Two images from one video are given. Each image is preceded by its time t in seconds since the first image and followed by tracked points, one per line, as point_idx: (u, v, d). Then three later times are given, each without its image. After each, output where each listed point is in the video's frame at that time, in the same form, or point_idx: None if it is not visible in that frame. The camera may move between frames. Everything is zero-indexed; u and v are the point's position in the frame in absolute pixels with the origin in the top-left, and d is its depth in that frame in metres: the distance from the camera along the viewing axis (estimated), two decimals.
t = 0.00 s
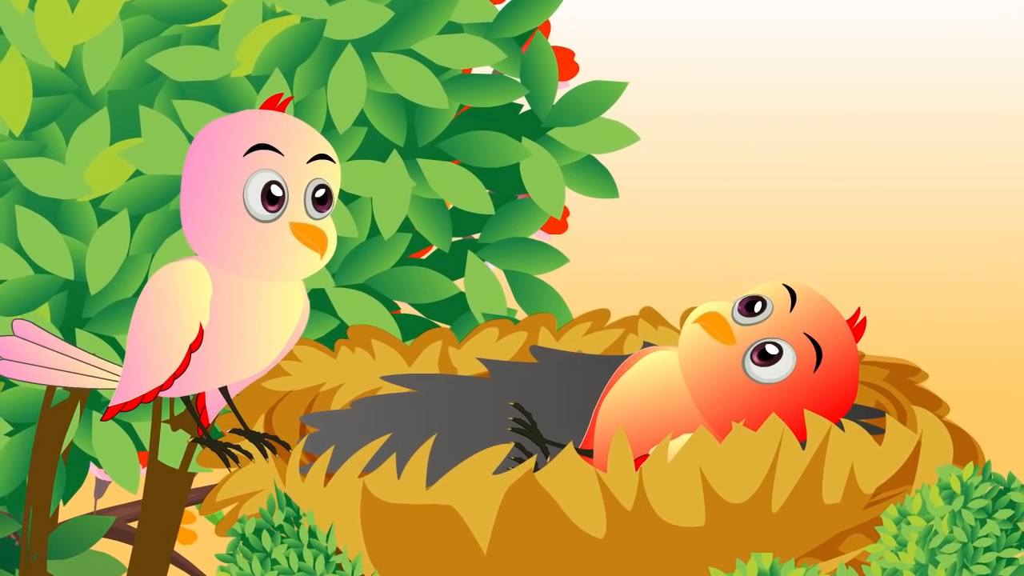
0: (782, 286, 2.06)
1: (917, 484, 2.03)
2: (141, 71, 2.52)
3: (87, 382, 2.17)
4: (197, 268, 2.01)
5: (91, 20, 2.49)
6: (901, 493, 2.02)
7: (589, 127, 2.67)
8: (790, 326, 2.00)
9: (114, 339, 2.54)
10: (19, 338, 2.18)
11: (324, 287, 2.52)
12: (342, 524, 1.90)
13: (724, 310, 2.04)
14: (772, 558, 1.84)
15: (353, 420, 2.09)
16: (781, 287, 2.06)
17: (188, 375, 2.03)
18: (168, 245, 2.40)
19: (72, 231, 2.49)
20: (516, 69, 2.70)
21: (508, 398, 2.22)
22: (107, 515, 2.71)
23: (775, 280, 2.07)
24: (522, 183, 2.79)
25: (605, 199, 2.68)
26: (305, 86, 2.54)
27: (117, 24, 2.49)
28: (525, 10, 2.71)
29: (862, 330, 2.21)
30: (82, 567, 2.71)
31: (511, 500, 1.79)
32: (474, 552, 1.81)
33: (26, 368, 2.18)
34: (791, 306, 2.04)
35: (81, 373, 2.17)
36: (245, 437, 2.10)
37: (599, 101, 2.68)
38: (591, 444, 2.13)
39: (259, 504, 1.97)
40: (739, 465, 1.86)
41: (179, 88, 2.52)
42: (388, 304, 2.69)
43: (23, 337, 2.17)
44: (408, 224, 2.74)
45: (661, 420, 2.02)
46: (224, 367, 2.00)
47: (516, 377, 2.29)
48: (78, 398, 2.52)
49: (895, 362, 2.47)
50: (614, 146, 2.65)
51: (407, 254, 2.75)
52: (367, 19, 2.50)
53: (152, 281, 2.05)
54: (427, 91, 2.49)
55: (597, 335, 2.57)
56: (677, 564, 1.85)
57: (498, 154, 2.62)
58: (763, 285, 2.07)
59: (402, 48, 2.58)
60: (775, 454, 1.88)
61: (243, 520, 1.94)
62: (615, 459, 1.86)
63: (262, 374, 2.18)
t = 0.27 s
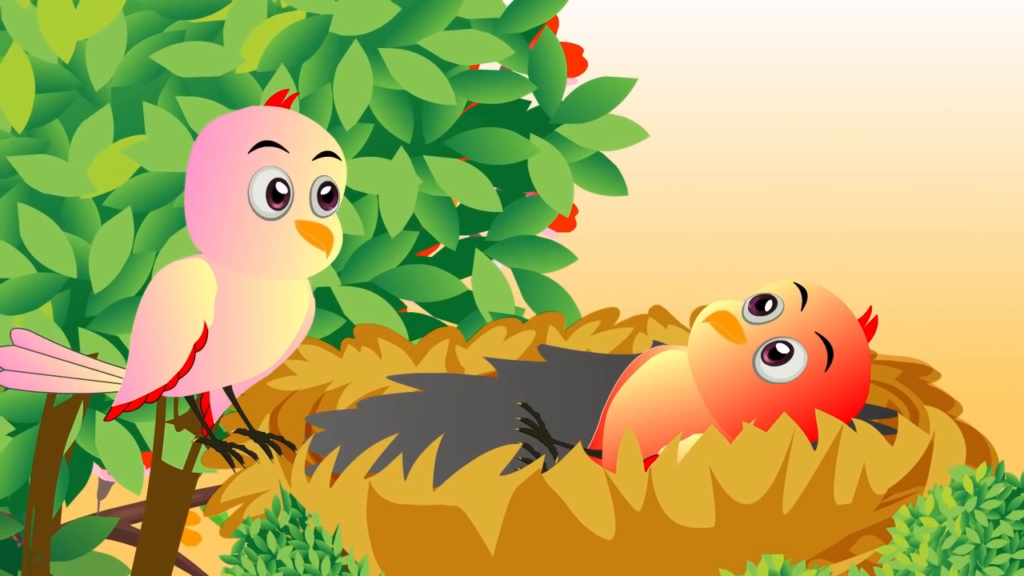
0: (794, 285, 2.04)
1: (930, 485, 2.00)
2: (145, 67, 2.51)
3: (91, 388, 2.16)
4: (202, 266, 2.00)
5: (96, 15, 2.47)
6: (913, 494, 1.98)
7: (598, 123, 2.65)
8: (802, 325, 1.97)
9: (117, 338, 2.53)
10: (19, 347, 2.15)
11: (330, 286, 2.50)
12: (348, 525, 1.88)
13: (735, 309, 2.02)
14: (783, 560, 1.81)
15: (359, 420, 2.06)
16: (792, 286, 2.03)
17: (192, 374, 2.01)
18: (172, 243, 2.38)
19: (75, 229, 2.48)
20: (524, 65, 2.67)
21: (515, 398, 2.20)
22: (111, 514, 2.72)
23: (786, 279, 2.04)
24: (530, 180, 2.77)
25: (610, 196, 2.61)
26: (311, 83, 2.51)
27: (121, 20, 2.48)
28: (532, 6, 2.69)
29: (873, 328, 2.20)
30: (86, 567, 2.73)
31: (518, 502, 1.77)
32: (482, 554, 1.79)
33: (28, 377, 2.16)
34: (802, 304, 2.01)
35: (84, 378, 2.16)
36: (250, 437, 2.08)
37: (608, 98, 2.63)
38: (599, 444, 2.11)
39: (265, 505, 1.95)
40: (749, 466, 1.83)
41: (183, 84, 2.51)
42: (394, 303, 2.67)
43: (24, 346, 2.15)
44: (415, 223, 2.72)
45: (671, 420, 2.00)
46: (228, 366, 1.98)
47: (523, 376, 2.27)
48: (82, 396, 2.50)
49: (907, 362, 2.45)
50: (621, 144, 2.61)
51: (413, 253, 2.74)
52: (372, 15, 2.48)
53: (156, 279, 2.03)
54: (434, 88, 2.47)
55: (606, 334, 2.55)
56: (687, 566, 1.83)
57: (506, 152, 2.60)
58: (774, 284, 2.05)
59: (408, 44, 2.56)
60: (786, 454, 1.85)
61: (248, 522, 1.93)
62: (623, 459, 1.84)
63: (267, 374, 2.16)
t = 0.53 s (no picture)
0: (794, 285, 2.04)
1: (931, 485, 2.00)
2: (145, 67, 2.51)
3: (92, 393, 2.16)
4: (202, 266, 2.00)
5: (96, 15, 2.47)
6: (913, 494, 1.98)
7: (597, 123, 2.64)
8: (802, 325, 1.97)
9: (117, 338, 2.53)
10: (18, 358, 2.15)
11: (331, 285, 2.50)
12: (348, 525, 1.88)
13: (735, 309, 2.02)
14: (783, 560, 1.81)
15: (359, 420, 2.07)
16: (792, 286, 2.03)
17: (192, 374, 2.01)
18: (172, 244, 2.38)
19: (75, 230, 2.48)
20: (524, 65, 2.67)
21: (515, 397, 2.20)
22: (111, 514, 2.72)
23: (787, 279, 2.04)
24: (530, 180, 2.77)
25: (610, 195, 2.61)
26: (311, 82, 2.51)
27: (121, 20, 2.48)
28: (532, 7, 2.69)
29: (873, 328, 2.20)
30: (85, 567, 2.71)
31: (519, 501, 1.77)
32: (482, 554, 1.79)
33: (30, 387, 2.15)
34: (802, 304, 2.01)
35: (85, 385, 2.15)
36: (250, 437, 2.08)
37: (609, 99, 2.63)
38: (599, 444, 2.11)
39: (265, 505, 1.95)
40: (750, 466, 1.83)
41: (183, 84, 2.51)
42: (394, 303, 2.67)
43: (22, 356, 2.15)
44: (415, 223, 2.72)
45: (671, 420, 1.99)
46: (228, 366, 1.98)
47: (524, 376, 2.27)
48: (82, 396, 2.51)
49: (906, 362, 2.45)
50: (621, 144, 2.61)
51: (414, 253, 2.74)
52: (372, 15, 2.48)
53: (156, 278, 2.03)
54: (433, 87, 2.47)
55: (605, 334, 2.54)
56: (687, 566, 1.83)
57: (506, 152, 2.60)
58: (774, 284, 2.05)
59: (408, 44, 2.56)
60: (787, 454, 1.85)
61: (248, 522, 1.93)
62: (623, 459, 1.84)
63: (267, 374, 2.16)
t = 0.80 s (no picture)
0: (794, 285, 2.04)
1: (931, 485, 2.00)
2: (145, 67, 2.51)
3: (91, 384, 2.16)
4: (202, 266, 2.00)
5: (96, 15, 2.47)
6: (913, 494, 1.98)
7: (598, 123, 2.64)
8: (802, 325, 1.97)
9: (117, 338, 2.53)
10: (20, 342, 2.15)
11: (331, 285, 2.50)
12: (348, 525, 1.88)
13: (735, 309, 2.02)
14: (783, 560, 1.81)
15: (359, 420, 2.07)
16: (792, 286, 2.03)
17: (192, 374, 2.01)
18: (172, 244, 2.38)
19: (76, 230, 2.48)
20: (524, 65, 2.67)
21: (515, 397, 2.20)
22: (111, 514, 2.72)
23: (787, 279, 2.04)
24: (530, 180, 2.78)
25: (611, 195, 2.62)
26: (311, 82, 2.51)
27: (121, 19, 2.48)
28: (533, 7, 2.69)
29: (873, 328, 2.20)
30: (83, 568, 2.72)
31: (519, 501, 1.77)
32: (482, 554, 1.79)
33: (28, 372, 2.16)
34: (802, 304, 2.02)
35: (86, 376, 2.16)
36: (250, 437, 2.08)
37: (609, 99, 2.63)
38: (599, 443, 2.11)
39: (265, 504, 1.95)
40: (750, 466, 1.83)
41: (183, 84, 2.51)
42: (394, 302, 2.67)
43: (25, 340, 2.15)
44: (415, 223, 2.72)
45: (671, 421, 1.99)
46: (228, 367, 1.98)
47: (524, 376, 2.27)
48: (82, 396, 2.51)
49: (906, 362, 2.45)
50: (621, 144, 2.61)
51: (414, 253, 2.74)
52: (372, 15, 2.48)
53: (156, 278, 2.03)
54: (434, 87, 2.47)
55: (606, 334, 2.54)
56: (687, 566, 1.83)
57: (506, 152, 2.60)
58: (774, 284, 2.05)
59: (408, 44, 2.56)
60: (787, 454, 1.85)
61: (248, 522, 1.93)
62: (623, 459, 1.84)
63: (267, 374, 2.16)
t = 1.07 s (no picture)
0: (794, 285, 2.04)
1: (931, 485, 2.00)
2: (145, 67, 2.51)
3: (93, 376, 2.16)
4: (202, 266, 2.00)
5: (96, 15, 2.46)
6: (913, 494, 1.98)
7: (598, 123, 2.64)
8: (802, 326, 1.97)
9: (116, 338, 2.53)
10: (27, 328, 2.15)
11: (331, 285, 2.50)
12: (349, 525, 1.88)
13: (734, 309, 2.02)
14: (784, 560, 1.81)
15: (359, 421, 2.07)
16: (792, 286, 2.03)
17: (192, 374, 2.01)
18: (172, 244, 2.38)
19: (76, 230, 2.48)
20: (524, 65, 2.67)
21: (514, 397, 2.20)
22: (111, 514, 2.72)
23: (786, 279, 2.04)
24: (530, 180, 2.78)
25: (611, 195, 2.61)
26: (311, 82, 2.51)
27: (121, 19, 2.48)
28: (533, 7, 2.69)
29: (873, 328, 2.20)
30: (82, 568, 2.71)
31: (519, 501, 1.77)
32: (482, 554, 1.79)
33: (32, 358, 2.17)
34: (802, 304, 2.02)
35: (88, 369, 2.15)
36: (250, 437, 2.08)
37: (609, 99, 2.63)
38: (599, 443, 2.11)
39: (265, 504, 1.95)
40: (750, 466, 1.83)
41: (183, 84, 2.51)
42: (394, 302, 2.67)
43: (32, 328, 2.15)
44: (415, 223, 2.72)
45: (671, 421, 1.99)
46: (228, 367, 1.98)
47: (524, 377, 2.27)
48: (82, 396, 2.51)
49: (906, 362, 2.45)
50: (621, 144, 2.61)
51: (414, 253, 2.74)
52: (372, 15, 2.48)
53: (156, 278, 2.03)
54: (434, 87, 2.47)
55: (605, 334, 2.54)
56: (687, 566, 1.83)
57: (506, 152, 2.60)
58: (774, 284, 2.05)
59: (408, 44, 2.56)
60: (787, 454, 1.85)
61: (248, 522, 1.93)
62: (623, 459, 1.84)
63: (267, 374, 2.16)
